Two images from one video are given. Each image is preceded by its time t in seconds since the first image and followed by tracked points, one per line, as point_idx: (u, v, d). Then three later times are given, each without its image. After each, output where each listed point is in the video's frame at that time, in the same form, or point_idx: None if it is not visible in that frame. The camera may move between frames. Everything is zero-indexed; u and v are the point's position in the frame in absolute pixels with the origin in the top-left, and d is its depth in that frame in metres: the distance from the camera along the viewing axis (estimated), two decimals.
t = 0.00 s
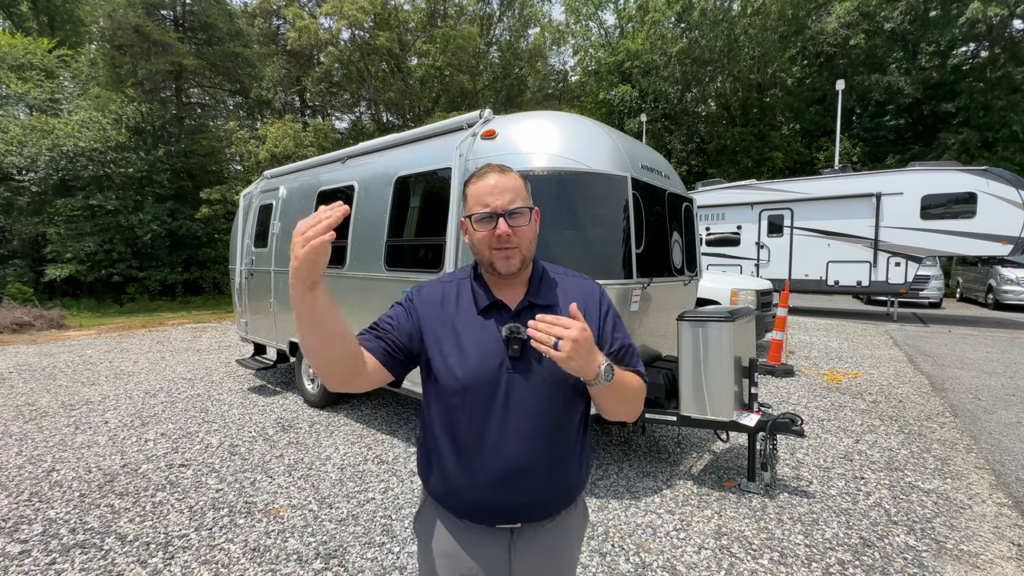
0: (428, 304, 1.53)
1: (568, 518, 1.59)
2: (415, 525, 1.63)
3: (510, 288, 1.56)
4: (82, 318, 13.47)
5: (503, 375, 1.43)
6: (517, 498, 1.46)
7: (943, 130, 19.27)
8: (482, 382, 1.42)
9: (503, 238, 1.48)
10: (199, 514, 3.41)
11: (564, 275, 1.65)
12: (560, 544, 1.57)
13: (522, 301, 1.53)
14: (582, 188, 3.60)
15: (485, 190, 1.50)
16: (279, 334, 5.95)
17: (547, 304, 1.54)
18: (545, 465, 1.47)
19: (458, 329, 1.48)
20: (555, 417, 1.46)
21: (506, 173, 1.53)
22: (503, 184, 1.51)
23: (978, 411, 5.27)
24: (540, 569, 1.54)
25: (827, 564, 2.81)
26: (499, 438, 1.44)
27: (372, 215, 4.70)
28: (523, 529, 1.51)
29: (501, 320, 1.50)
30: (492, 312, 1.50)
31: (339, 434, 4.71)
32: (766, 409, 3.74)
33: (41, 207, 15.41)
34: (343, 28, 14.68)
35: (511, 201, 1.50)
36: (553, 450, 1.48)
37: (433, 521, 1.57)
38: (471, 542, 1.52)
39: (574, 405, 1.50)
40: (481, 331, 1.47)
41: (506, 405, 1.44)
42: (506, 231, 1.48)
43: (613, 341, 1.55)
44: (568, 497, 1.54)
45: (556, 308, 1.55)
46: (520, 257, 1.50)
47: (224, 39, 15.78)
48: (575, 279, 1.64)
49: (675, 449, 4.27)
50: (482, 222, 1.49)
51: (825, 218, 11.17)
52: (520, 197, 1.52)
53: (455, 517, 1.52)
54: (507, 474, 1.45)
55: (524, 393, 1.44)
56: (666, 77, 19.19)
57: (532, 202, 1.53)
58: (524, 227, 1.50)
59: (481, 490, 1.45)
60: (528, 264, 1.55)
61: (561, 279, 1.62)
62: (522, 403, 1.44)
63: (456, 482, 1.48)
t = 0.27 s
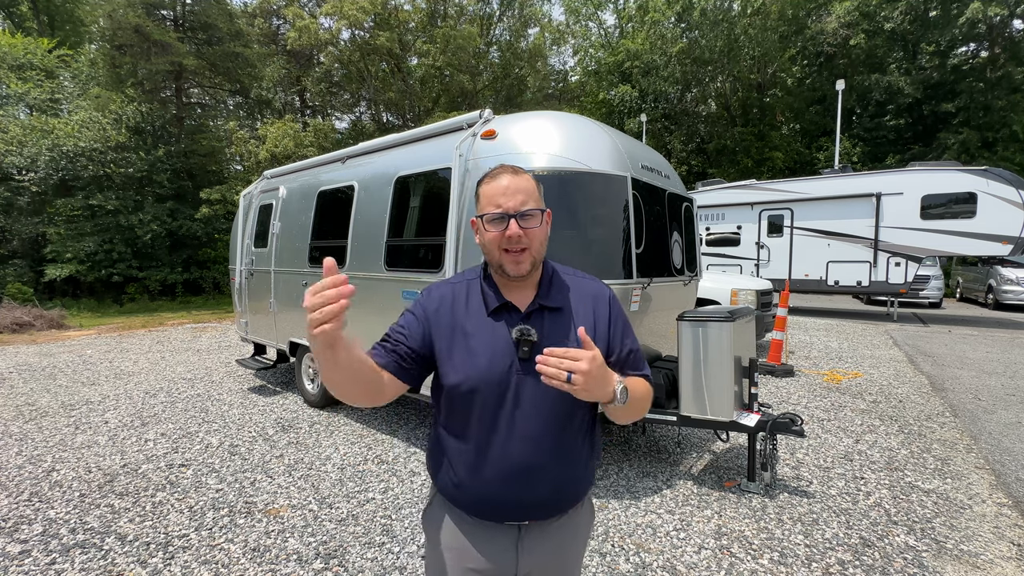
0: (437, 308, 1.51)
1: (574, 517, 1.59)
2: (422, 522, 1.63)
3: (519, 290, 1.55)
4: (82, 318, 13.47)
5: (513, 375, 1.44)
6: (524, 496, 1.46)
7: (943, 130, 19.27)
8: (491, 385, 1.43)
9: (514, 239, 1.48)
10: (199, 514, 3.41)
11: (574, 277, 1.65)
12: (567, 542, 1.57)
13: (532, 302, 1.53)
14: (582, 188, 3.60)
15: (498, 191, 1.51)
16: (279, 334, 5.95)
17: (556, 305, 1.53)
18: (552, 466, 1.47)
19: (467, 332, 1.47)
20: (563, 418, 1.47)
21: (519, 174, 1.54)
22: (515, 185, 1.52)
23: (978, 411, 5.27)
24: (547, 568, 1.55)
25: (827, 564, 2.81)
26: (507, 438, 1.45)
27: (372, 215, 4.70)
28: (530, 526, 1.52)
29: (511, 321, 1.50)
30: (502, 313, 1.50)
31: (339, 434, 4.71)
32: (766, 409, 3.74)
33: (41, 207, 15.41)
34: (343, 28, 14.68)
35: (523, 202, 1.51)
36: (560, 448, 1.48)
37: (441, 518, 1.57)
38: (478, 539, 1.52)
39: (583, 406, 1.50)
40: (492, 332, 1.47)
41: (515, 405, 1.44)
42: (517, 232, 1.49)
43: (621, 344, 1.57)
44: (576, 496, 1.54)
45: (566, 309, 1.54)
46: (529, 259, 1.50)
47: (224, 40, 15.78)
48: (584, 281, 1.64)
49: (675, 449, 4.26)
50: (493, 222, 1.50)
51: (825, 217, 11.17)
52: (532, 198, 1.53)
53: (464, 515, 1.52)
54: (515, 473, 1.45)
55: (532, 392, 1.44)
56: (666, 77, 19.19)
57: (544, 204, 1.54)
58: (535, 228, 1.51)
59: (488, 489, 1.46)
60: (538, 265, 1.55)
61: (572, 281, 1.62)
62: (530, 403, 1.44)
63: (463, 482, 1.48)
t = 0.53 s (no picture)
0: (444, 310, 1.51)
1: (578, 516, 1.59)
2: (426, 520, 1.64)
3: (525, 290, 1.56)
4: (82, 318, 13.46)
5: (516, 375, 1.43)
6: (528, 495, 1.46)
7: (943, 129, 19.27)
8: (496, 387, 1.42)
9: (522, 240, 1.48)
10: (199, 514, 3.41)
11: (578, 278, 1.65)
12: (569, 540, 1.57)
13: (537, 301, 1.52)
14: (582, 188, 3.60)
15: (512, 191, 1.50)
16: (279, 334, 5.95)
17: (561, 305, 1.53)
18: (556, 466, 1.47)
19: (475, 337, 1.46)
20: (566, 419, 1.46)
21: (536, 177, 1.54)
22: (531, 187, 1.51)
23: (978, 411, 5.27)
24: (549, 565, 1.55)
25: (827, 564, 2.81)
26: (512, 440, 1.43)
27: (372, 215, 4.70)
28: (534, 525, 1.52)
29: (517, 319, 1.49)
30: (507, 311, 1.50)
31: (339, 434, 4.71)
32: (766, 409, 3.74)
33: (41, 207, 15.41)
34: (343, 28, 14.68)
35: (537, 206, 1.50)
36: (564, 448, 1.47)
37: (445, 519, 1.58)
38: (482, 538, 1.52)
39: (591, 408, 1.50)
40: (496, 331, 1.47)
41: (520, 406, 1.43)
42: (527, 234, 1.48)
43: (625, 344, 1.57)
44: (579, 495, 1.54)
45: (571, 309, 1.53)
46: (535, 261, 1.50)
47: (224, 39, 15.77)
48: (590, 282, 1.64)
49: (675, 449, 4.26)
50: (505, 221, 1.50)
51: (825, 218, 11.17)
52: (546, 203, 1.52)
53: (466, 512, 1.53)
54: (519, 472, 1.45)
55: (535, 393, 1.43)
56: (666, 77, 19.20)
57: (557, 210, 1.54)
58: (546, 233, 1.51)
59: (493, 489, 1.46)
60: (543, 267, 1.55)
61: (578, 282, 1.62)
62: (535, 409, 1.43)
63: (469, 484, 1.48)
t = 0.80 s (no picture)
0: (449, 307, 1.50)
1: (581, 513, 1.59)
2: (432, 522, 1.64)
3: (525, 288, 1.57)
4: (82, 318, 13.46)
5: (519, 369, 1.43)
6: (534, 490, 1.46)
7: (943, 130, 19.27)
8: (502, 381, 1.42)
9: (523, 242, 1.48)
10: (199, 514, 3.41)
11: (576, 275, 1.66)
12: (573, 538, 1.57)
13: (537, 297, 1.53)
14: (582, 188, 3.60)
15: (514, 193, 1.50)
16: (279, 335, 5.95)
17: (559, 300, 1.54)
18: (562, 459, 1.48)
19: (481, 331, 1.45)
20: (571, 410, 1.48)
21: (538, 180, 1.54)
22: (533, 190, 1.51)
23: (978, 411, 5.27)
24: (555, 563, 1.55)
25: (827, 564, 2.81)
26: (518, 435, 1.44)
27: (372, 215, 4.70)
28: (539, 522, 1.52)
29: (518, 315, 1.49)
30: (508, 307, 1.50)
31: (339, 434, 4.71)
32: (766, 409, 3.73)
33: (41, 207, 15.41)
34: (343, 27, 14.67)
35: (537, 209, 1.51)
36: (568, 441, 1.48)
37: (450, 518, 1.57)
38: (488, 534, 1.51)
39: (593, 400, 1.51)
40: (497, 326, 1.46)
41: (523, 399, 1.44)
42: (527, 236, 1.49)
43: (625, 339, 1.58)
44: (582, 490, 1.54)
45: (570, 304, 1.55)
46: (536, 262, 1.51)
47: (224, 40, 15.77)
48: (587, 280, 1.65)
49: (675, 449, 4.26)
50: (505, 222, 1.49)
51: (825, 218, 11.17)
52: (546, 207, 1.53)
53: (472, 513, 1.53)
54: (525, 467, 1.45)
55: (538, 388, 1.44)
56: (666, 77, 19.20)
57: (557, 213, 1.54)
58: (546, 236, 1.51)
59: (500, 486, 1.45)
60: (542, 268, 1.56)
61: (575, 279, 1.63)
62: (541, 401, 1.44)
63: (476, 481, 1.47)
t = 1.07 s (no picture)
0: (455, 305, 1.49)
1: (584, 510, 1.60)
2: (435, 523, 1.63)
3: (530, 288, 1.57)
4: (82, 318, 13.46)
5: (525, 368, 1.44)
6: (541, 488, 1.47)
7: (943, 130, 19.27)
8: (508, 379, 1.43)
9: (531, 245, 1.48)
10: (199, 514, 3.41)
11: (578, 277, 1.68)
12: (577, 536, 1.58)
13: (542, 298, 1.55)
14: (582, 188, 3.60)
15: (524, 197, 1.51)
16: (279, 334, 5.95)
17: (563, 301, 1.55)
18: (567, 455, 1.49)
19: (487, 328, 1.45)
20: (573, 407, 1.49)
21: (547, 184, 1.55)
22: (542, 194, 1.52)
23: (978, 411, 5.27)
24: (558, 562, 1.55)
25: (827, 564, 2.81)
26: (523, 434, 1.45)
27: (371, 215, 4.70)
28: (545, 519, 1.52)
29: (524, 316, 1.51)
30: (513, 308, 1.51)
31: (339, 434, 4.71)
32: (766, 409, 3.73)
33: (41, 207, 15.41)
34: (343, 27, 14.66)
35: (546, 212, 1.51)
36: (574, 438, 1.50)
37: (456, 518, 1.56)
38: (495, 534, 1.51)
39: (595, 396, 1.54)
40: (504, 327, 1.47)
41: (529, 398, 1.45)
42: (535, 240, 1.48)
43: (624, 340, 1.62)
44: (586, 487, 1.56)
45: (574, 305, 1.56)
46: (541, 265, 1.51)
47: (224, 40, 15.76)
48: (589, 282, 1.67)
49: (675, 449, 4.27)
50: (514, 224, 1.49)
51: (825, 218, 11.17)
52: (554, 210, 1.53)
53: (477, 514, 1.52)
54: (530, 467, 1.45)
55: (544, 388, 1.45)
56: (666, 77, 19.20)
57: (564, 217, 1.55)
58: (553, 239, 1.51)
59: (506, 485, 1.45)
60: (546, 271, 1.57)
61: (577, 280, 1.65)
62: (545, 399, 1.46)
63: (483, 481, 1.47)
